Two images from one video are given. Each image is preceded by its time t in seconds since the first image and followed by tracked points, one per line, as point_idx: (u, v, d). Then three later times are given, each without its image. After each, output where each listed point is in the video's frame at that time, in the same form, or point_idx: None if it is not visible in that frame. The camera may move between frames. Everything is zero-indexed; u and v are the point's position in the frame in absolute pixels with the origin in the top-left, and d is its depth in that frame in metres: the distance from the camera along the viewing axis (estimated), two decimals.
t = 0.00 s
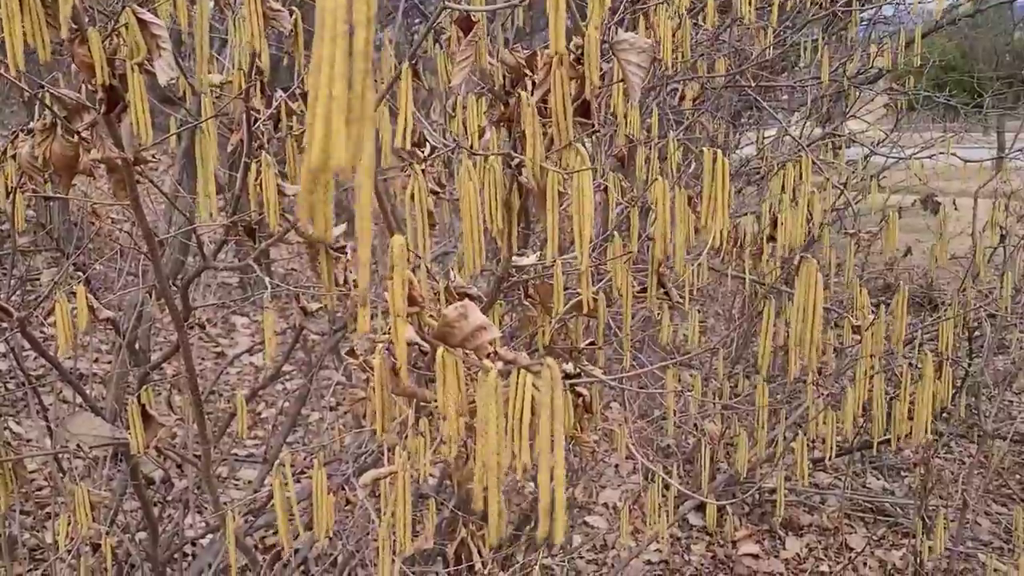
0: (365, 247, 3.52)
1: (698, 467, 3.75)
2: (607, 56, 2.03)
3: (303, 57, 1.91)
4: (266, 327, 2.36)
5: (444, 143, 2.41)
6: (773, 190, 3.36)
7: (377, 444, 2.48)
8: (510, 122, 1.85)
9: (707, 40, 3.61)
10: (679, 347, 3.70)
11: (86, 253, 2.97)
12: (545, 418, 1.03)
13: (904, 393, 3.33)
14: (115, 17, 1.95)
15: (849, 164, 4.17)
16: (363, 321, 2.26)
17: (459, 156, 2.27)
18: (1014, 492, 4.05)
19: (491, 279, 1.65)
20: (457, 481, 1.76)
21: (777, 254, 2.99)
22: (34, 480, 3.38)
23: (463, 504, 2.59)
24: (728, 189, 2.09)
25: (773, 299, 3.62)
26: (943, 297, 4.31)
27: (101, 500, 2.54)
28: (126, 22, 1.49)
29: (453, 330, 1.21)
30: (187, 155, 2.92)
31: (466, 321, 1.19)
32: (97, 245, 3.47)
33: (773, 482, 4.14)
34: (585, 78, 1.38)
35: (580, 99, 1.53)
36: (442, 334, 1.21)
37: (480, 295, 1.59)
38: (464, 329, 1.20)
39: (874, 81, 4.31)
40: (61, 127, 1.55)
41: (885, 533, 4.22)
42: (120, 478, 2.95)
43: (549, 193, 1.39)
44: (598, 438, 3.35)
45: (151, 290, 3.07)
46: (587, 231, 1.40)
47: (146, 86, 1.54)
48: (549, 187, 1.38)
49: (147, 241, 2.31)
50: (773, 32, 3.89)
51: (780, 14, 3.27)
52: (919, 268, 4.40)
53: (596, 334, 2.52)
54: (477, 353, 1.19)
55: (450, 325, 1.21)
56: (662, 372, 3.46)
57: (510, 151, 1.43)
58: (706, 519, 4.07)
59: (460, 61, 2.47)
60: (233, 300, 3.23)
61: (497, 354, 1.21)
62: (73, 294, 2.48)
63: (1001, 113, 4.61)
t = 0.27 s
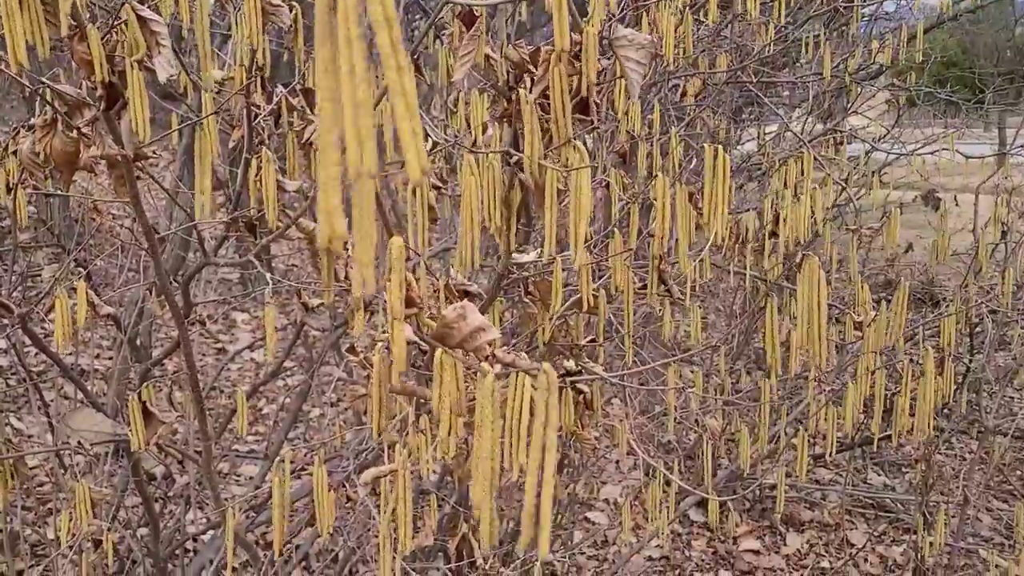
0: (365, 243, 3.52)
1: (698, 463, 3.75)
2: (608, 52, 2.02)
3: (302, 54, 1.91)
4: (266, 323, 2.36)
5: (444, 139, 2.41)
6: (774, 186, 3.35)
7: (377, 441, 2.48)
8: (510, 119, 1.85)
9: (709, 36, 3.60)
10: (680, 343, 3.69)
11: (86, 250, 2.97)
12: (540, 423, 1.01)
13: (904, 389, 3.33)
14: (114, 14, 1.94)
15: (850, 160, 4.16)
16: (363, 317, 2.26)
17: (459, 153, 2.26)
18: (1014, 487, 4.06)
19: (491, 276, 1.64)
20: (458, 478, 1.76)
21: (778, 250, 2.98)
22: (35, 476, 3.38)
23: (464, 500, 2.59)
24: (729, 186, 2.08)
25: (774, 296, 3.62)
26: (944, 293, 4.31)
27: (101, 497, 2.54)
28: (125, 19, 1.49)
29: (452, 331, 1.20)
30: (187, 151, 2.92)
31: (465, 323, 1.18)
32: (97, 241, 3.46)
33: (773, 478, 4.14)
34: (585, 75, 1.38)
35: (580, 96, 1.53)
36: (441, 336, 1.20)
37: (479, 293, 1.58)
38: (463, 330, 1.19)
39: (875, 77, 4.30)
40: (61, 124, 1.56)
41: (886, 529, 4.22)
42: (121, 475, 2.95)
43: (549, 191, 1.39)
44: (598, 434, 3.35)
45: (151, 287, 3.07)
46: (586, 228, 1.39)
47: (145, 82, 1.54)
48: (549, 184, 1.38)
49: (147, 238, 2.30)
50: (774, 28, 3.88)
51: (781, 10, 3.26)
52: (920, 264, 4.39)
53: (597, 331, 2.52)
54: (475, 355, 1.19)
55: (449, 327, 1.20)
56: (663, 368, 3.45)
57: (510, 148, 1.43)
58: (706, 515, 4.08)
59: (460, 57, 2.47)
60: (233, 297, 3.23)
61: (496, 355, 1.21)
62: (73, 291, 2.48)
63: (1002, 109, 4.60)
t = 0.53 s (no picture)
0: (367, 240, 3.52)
1: (700, 460, 3.76)
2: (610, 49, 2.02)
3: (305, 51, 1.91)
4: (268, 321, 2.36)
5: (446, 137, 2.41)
6: (776, 183, 3.35)
7: (379, 438, 2.48)
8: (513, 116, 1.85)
9: (711, 33, 3.59)
10: (681, 340, 3.69)
11: (87, 247, 2.97)
12: (541, 414, 1.02)
13: (906, 386, 3.33)
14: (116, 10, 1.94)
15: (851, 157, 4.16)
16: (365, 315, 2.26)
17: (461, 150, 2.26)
18: (1016, 484, 4.06)
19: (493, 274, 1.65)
20: (460, 475, 1.76)
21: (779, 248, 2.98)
22: (38, 473, 3.39)
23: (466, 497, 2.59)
24: (731, 183, 2.08)
25: (776, 293, 3.61)
26: (946, 290, 4.31)
27: (104, 494, 2.54)
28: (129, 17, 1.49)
29: (453, 325, 1.23)
30: (189, 149, 2.92)
31: (466, 316, 1.21)
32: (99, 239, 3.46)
33: (774, 475, 4.14)
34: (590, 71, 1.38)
35: (583, 93, 1.53)
36: (442, 330, 1.23)
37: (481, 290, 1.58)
38: (464, 324, 1.22)
39: (877, 74, 4.30)
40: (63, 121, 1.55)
41: (887, 526, 4.23)
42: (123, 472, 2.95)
43: (553, 188, 1.39)
44: (600, 431, 3.35)
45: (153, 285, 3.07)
46: (589, 225, 1.39)
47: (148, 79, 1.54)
48: (552, 181, 1.38)
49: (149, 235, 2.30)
50: (775, 25, 3.87)
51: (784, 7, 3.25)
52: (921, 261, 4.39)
53: (599, 328, 2.52)
54: (477, 348, 1.21)
55: (450, 321, 1.23)
56: (664, 365, 3.45)
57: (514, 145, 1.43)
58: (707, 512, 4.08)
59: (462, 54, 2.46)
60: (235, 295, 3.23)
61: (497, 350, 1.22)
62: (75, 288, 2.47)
63: (1004, 106, 4.59)
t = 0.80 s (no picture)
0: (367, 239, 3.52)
1: (701, 458, 3.75)
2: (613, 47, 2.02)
3: (309, 49, 1.91)
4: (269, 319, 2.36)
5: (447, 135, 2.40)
6: (777, 181, 3.35)
7: (381, 437, 2.48)
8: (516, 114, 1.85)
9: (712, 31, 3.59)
10: (682, 339, 3.69)
11: (88, 246, 2.96)
12: (556, 412, 1.02)
13: (907, 384, 3.33)
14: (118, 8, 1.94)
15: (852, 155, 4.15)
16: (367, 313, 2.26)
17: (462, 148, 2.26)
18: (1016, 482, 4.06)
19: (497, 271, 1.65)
20: (463, 473, 1.76)
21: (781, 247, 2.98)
22: (39, 472, 3.39)
23: (467, 495, 2.59)
24: (734, 181, 2.08)
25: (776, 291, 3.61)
26: (946, 288, 4.31)
27: (105, 493, 2.54)
28: (132, 15, 1.49)
29: (464, 323, 1.24)
30: (189, 147, 2.91)
31: (478, 313, 1.21)
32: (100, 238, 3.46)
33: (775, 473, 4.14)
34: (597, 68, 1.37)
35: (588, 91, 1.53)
36: (454, 327, 1.24)
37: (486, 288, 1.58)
38: (476, 320, 1.22)
39: (877, 73, 4.30)
40: (66, 119, 1.55)
41: (887, 524, 4.23)
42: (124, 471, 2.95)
43: (558, 185, 1.39)
44: (601, 430, 3.34)
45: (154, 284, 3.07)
46: (595, 222, 1.39)
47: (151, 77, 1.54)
48: (558, 179, 1.38)
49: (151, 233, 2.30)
50: (776, 23, 3.87)
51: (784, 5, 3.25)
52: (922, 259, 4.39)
53: (601, 326, 2.51)
54: (488, 345, 1.21)
55: (461, 319, 1.23)
56: (665, 364, 3.45)
57: (519, 142, 1.43)
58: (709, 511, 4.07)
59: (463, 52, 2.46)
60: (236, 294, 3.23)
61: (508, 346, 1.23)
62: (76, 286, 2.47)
63: (1004, 104, 4.59)
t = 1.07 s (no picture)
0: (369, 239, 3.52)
1: (702, 457, 3.75)
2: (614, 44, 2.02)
3: (310, 46, 1.91)
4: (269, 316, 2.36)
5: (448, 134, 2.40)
6: (778, 180, 3.35)
7: (382, 434, 2.48)
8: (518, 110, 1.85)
9: (713, 30, 3.59)
10: (684, 338, 3.68)
11: (90, 244, 2.96)
12: (556, 403, 1.01)
13: (907, 383, 3.33)
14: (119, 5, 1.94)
15: (852, 154, 4.15)
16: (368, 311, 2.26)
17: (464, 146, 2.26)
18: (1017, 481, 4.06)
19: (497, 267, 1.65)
20: (464, 470, 1.75)
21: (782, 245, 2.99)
22: (40, 470, 3.39)
23: (468, 493, 2.59)
24: (734, 178, 2.08)
25: (778, 290, 3.61)
26: (947, 287, 4.30)
27: (107, 490, 2.54)
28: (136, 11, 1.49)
29: (464, 316, 1.24)
30: (190, 146, 2.91)
31: (478, 306, 1.22)
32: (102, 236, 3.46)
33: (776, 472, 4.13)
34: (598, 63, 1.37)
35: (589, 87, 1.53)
36: (454, 320, 1.24)
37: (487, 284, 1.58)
38: (476, 313, 1.23)
39: (878, 72, 4.30)
40: (70, 115, 1.56)
41: (888, 523, 4.22)
42: (125, 469, 2.95)
43: (560, 180, 1.39)
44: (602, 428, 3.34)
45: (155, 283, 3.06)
46: (596, 217, 1.40)
47: (156, 74, 1.56)
48: (560, 175, 1.38)
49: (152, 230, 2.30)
50: (778, 22, 3.87)
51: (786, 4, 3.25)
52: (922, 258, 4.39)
53: (601, 324, 2.51)
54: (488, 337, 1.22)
55: (461, 311, 1.24)
56: (666, 362, 3.45)
57: (521, 138, 1.43)
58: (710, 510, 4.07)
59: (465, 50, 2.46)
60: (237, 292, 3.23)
61: (508, 338, 1.23)
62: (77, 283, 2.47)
63: (1005, 103, 4.59)
